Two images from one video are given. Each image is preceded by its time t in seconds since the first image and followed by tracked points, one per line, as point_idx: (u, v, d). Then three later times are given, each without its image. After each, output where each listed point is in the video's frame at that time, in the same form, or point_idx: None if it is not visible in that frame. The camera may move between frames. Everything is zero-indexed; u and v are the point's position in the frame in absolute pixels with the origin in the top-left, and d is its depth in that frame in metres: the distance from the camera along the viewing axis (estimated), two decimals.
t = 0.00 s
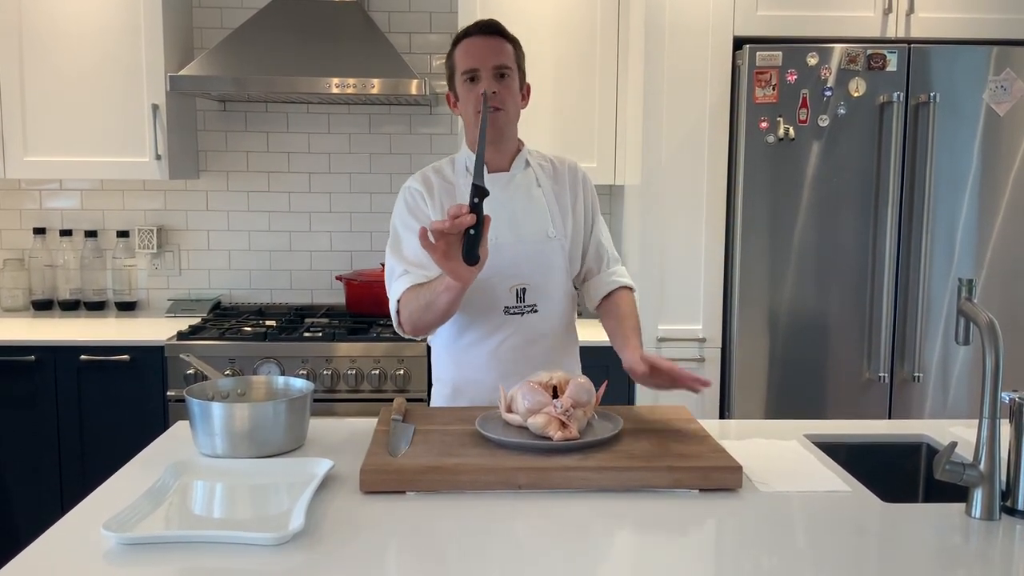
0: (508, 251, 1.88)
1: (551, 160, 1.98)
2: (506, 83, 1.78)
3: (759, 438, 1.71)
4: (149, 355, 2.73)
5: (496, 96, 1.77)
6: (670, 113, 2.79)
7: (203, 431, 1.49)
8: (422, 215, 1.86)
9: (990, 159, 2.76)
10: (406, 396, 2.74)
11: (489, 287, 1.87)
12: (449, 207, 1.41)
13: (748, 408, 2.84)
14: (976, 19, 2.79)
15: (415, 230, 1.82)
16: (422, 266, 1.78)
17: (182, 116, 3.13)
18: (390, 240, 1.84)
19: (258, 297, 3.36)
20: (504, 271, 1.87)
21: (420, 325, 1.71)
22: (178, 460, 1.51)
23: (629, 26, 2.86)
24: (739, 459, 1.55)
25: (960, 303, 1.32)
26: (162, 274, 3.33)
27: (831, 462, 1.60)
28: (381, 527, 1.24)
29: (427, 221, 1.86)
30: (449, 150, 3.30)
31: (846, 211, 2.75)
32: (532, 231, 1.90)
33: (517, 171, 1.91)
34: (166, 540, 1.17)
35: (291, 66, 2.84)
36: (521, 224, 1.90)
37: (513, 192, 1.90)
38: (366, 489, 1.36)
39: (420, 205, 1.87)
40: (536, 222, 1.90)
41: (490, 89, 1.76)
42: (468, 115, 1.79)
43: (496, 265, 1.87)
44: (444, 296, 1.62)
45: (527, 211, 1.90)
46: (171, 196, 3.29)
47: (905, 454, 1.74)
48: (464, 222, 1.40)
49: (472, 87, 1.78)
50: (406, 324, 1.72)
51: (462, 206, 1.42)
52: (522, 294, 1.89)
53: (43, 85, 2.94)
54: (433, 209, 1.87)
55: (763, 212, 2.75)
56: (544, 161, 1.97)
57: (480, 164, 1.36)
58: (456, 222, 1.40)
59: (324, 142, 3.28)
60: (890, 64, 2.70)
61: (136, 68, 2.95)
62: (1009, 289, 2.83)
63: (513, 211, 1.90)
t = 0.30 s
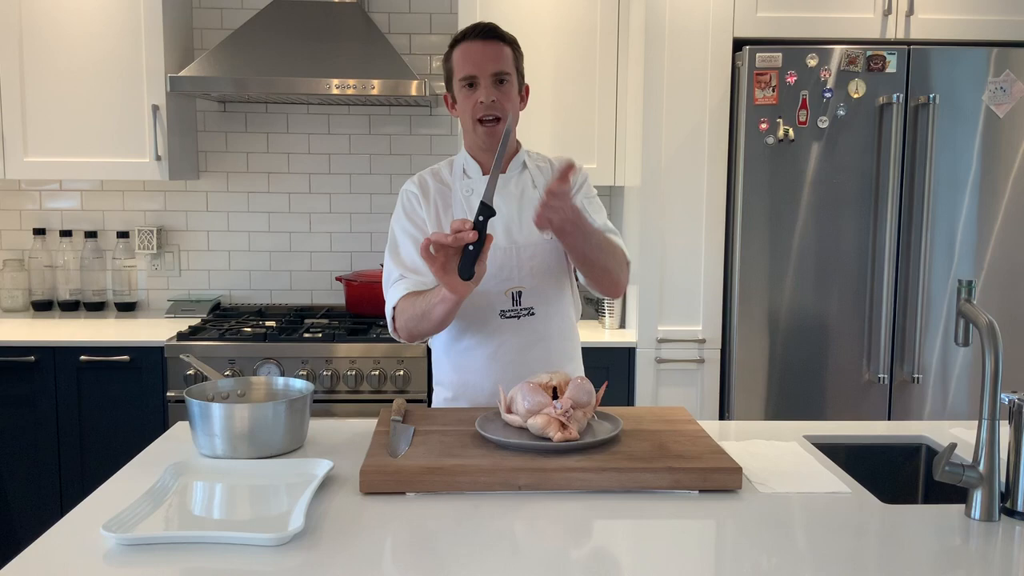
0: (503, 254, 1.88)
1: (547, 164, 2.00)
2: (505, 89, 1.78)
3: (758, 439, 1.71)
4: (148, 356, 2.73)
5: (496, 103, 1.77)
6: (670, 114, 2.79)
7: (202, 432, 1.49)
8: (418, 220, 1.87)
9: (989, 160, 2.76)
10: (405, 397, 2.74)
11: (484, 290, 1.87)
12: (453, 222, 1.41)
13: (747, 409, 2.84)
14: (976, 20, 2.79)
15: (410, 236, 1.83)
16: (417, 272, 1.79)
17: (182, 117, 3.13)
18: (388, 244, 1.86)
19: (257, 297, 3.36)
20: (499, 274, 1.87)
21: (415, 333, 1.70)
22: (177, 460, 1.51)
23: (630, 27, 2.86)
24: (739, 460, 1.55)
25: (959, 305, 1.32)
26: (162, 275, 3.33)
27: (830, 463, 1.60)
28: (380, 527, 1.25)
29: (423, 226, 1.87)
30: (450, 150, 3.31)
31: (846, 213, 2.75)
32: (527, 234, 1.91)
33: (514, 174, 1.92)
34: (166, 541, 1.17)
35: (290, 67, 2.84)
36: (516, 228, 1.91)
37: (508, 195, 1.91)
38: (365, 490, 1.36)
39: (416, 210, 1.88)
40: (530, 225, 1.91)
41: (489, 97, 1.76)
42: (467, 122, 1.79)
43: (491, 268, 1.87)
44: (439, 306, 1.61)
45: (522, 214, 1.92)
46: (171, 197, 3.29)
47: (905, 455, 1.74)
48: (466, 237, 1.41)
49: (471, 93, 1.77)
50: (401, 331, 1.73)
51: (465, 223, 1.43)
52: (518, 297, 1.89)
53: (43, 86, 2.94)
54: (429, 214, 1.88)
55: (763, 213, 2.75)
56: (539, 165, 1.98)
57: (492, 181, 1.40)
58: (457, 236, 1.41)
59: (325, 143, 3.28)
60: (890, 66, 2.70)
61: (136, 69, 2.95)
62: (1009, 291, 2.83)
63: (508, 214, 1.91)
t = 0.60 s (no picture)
0: (502, 254, 1.89)
1: (547, 161, 1.98)
2: (506, 88, 1.76)
3: (757, 439, 1.71)
4: (148, 356, 2.73)
5: (496, 102, 1.74)
6: (670, 114, 2.79)
7: (202, 432, 1.49)
8: (418, 222, 1.87)
9: (989, 160, 2.76)
10: (404, 397, 2.74)
11: (483, 290, 1.87)
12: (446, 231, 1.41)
13: (746, 409, 2.84)
14: (975, 20, 2.79)
15: (410, 237, 1.83)
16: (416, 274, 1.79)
17: (182, 118, 3.13)
18: (388, 245, 1.86)
19: (257, 297, 3.36)
20: (498, 274, 1.88)
21: (415, 336, 1.71)
22: (177, 460, 1.51)
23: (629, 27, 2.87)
24: (738, 460, 1.55)
25: (959, 304, 1.32)
26: (162, 275, 3.33)
27: (829, 462, 1.60)
28: (380, 527, 1.25)
29: (422, 228, 1.87)
30: (449, 150, 3.31)
31: (846, 212, 2.75)
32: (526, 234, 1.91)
33: (512, 172, 1.93)
34: (165, 541, 1.17)
35: (289, 67, 2.84)
36: (514, 227, 1.91)
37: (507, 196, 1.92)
38: (364, 490, 1.36)
39: (416, 211, 1.88)
40: (529, 225, 1.92)
41: (489, 96, 1.74)
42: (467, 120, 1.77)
43: (489, 267, 1.87)
44: (437, 311, 1.63)
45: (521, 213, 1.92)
46: (170, 197, 3.29)
47: (905, 455, 1.74)
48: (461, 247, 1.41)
49: (472, 92, 1.75)
50: (400, 332, 1.73)
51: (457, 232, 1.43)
52: (517, 297, 1.88)
53: (43, 87, 2.94)
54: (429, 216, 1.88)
55: (763, 213, 2.76)
56: (539, 162, 1.97)
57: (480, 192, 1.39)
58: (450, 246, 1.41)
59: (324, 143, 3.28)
60: (890, 65, 2.70)
61: (136, 70, 2.95)
62: (1008, 290, 2.83)
63: (506, 213, 1.91)
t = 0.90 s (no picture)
0: (501, 252, 1.89)
1: (549, 160, 1.98)
2: (505, 85, 1.77)
3: (757, 436, 1.71)
4: (148, 354, 2.73)
5: (496, 99, 1.76)
6: (670, 112, 2.79)
7: (201, 430, 1.49)
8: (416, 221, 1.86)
9: (989, 157, 2.76)
10: (404, 395, 2.74)
11: (481, 287, 1.87)
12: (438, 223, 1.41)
13: (747, 407, 2.84)
14: (976, 17, 2.79)
15: (405, 238, 1.83)
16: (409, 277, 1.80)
17: (182, 116, 3.13)
18: (383, 243, 1.85)
19: (256, 296, 3.36)
20: (497, 272, 1.88)
21: (410, 334, 1.71)
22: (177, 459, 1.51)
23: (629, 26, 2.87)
24: (738, 457, 1.55)
25: (959, 301, 1.32)
26: (161, 273, 3.33)
27: (829, 460, 1.60)
28: (379, 525, 1.25)
29: (420, 227, 1.86)
30: (449, 148, 3.31)
31: (846, 210, 2.75)
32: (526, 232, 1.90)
33: (514, 173, 1.92)
34: (164, 539, 1.17)
35: (289, 65, 2.84)
36: (514, 226, 1.91)
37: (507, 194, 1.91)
38: (364, 488, 1.36)
39: (415, 209, 1.87)
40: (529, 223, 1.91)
41: (489, 92, 1.75)
42: (466, 117, 1.79)
43: (488, 266, 1.87)
44: (431, 306, 1.63)
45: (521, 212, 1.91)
46: (170, 195, 3.29)
47: (905, 453, 1.74)
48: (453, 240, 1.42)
49: (471, 88, 1.77)
50: (395, 331, 1.74)
51: (450, 223, 1.43)
52: (516, 295, 1.88)
53: (42, 86, 2.94)
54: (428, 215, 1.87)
55: (763, 211, 2.75)
56: (541, 161, 1.97)
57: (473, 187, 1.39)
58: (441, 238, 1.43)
59: (324, 142, 3.28)
60: (889, 62, 2.70)
61: (135, 68, 2.94)
62: (1008, 288, 2.83)
63: (506, 213, 1.91)
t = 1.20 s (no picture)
0: (511, 249, 1.87)
1: (561, 158, 1.97)
2: (524, 85, 1.80)
3: (758, 433, 1.71)
4: (148, 352, 2.73)
5: (513, 99, 1.79)
6: (669, 109, 2.79)
7: (201, 428, 1.49)
8: (419, 220, 1.91)
9: (990, 154, 2.76)
10: (404, 392, 2.74)
11: (487, 283, 1.88)
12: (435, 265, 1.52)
13: (747, 404, 2.84)
14: (976, 14, 2.79)
15: (406, 240, 1.91)
16: (404, 280, 1.91)
17: (182, 114, 3.13)
18: (388, 243, 1.95)
19: (256, 293, 3.35)
20: (504, 269, 1.87)
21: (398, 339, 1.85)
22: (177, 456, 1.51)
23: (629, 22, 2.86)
24: (738, 454, 1.55)
25: (959, 298, 1.32)
26: (161, 270, 3.33)
27: (829, 456, 1.60)
28: (380, 522, 1.25)
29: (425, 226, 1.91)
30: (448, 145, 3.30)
31: (846, 207, 2.75)
32: (535, 231, 1.89)
33: (526, 170, 1.91)
34: (164, 536, 1.17)
35: (289, 61, 2.84)
36: (524, 224, 1.89)
37: (518, 190, 1.90)
38: (364, 485, 1.36)
39: (421, 208, 1.91)
40: (539, 221, 1.90)
41: (507, 92, 1.78)
42: (483, 115, 1.81)
43: (496, 263, 1.87)
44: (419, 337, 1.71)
45: (532, 209, 1.90)
46: (169, 193, 3.29)
47: (905, 449, 1.74)
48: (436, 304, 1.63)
49: (489, 87, 1.79)
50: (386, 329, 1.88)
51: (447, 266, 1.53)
52: (523, 292, 1.88)
53: (41, 83, 2.93)
54: (433, 214, 1.89)
55: (763, 207, 2.75)
56: (553, 158, 1.95)
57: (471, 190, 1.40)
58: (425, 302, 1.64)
59: (324, 139, 3.28)
60: (890, 59, 2.70)
61: (135, 65, 2.94)
62: (1009, 284, 2.83)
63: (516, 209, 1.89)
